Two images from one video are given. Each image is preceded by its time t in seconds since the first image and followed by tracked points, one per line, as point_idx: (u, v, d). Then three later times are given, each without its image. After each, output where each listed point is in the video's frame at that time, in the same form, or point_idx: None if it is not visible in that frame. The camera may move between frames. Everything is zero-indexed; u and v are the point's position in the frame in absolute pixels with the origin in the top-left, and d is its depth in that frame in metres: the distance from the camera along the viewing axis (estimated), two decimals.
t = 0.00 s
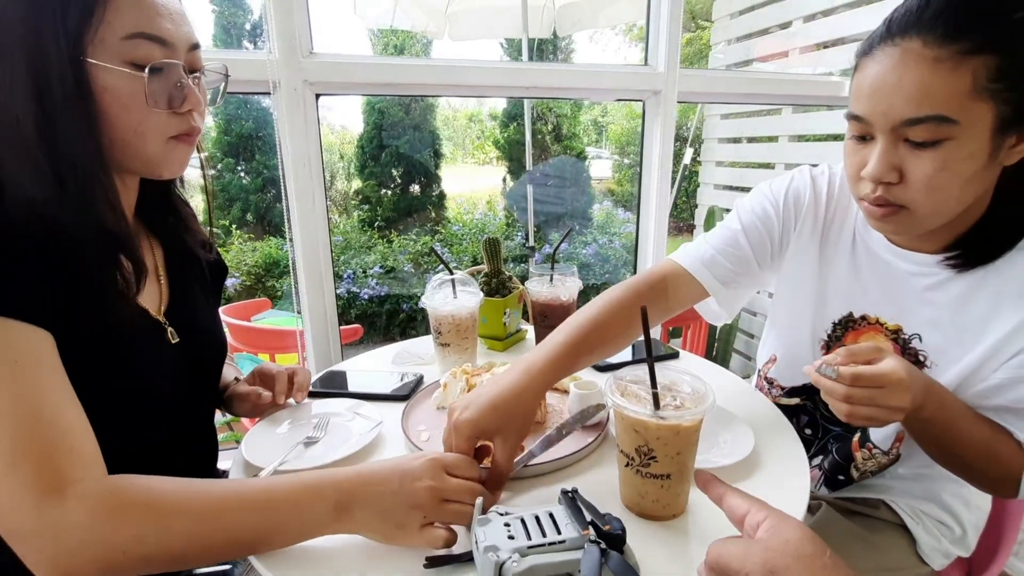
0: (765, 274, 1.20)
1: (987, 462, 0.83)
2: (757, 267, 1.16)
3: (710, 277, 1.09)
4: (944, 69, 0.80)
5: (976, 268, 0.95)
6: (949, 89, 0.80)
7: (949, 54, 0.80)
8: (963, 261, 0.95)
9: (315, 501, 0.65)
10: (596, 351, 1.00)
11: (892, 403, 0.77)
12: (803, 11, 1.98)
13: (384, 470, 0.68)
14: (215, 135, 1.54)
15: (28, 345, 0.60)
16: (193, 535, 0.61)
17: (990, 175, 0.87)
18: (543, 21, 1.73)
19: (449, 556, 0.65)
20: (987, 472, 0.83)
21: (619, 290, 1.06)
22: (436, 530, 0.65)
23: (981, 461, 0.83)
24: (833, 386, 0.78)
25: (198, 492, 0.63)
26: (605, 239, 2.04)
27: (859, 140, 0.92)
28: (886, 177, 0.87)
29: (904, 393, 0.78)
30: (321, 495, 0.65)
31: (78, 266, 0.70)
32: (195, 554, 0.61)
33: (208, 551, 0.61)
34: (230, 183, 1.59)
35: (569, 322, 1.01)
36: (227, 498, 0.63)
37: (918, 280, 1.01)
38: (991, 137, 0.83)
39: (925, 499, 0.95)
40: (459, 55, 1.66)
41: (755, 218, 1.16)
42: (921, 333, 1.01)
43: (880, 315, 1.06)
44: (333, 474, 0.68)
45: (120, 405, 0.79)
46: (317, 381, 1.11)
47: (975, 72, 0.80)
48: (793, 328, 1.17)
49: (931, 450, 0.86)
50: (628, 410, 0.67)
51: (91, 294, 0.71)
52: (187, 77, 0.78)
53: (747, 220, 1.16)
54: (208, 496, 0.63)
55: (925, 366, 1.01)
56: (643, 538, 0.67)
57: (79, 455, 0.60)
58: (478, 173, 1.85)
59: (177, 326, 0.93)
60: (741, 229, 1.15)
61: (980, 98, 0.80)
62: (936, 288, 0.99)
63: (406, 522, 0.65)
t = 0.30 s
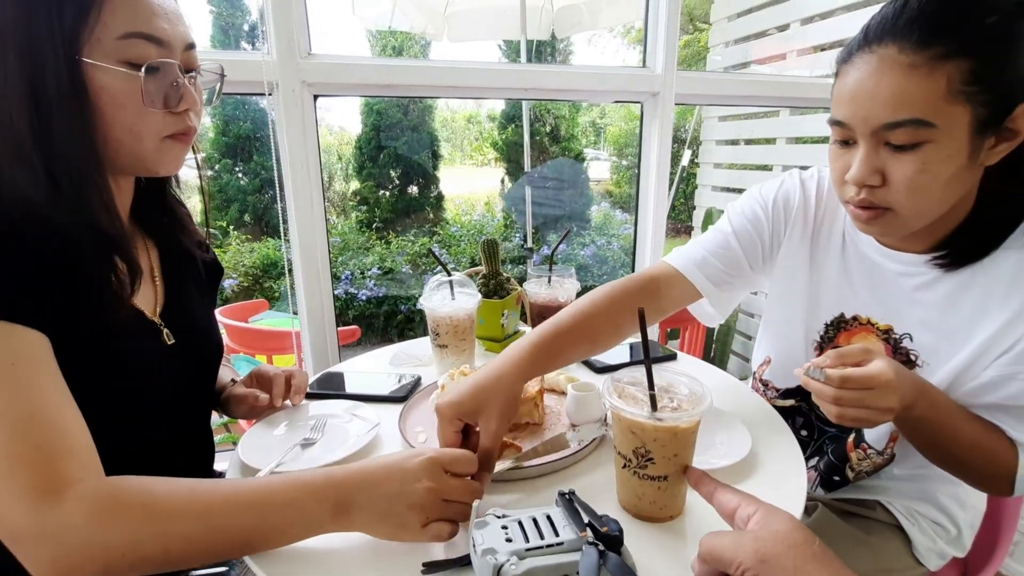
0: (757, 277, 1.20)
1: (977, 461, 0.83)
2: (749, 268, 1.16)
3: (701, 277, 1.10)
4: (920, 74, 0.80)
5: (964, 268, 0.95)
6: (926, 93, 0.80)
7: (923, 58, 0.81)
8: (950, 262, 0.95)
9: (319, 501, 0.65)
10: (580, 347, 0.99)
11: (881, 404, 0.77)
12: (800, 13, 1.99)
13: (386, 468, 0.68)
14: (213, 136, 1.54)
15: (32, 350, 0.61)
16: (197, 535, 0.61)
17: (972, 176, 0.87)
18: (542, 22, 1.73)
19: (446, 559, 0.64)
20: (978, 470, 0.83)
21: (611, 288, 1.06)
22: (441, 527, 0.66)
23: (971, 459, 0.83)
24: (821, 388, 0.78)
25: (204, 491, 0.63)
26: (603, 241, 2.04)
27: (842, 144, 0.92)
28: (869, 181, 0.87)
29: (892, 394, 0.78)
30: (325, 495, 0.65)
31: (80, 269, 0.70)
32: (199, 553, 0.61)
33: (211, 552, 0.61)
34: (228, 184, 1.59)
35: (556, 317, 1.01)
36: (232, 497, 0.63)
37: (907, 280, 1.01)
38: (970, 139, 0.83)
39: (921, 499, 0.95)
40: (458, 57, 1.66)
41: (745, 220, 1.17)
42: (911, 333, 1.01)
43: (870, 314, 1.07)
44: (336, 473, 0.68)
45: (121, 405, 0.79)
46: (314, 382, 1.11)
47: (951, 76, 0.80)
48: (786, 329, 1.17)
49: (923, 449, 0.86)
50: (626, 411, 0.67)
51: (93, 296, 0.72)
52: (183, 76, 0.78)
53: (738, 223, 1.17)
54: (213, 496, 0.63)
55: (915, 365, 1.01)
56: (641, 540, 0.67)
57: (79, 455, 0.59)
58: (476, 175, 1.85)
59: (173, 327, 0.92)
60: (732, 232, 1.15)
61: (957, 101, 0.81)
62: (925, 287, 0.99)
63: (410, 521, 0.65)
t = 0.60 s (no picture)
0: (750, 273, 1.21)
1: (966, 457, 0.83)
2: (742, 265, 1.18)
3: (693, 267, 1.12)
4: (902, 72, 0.81)
5: (952, 264, 0.95)
6: (909, 92, 0.81)
7: (905, 57, 0.82)
8: (939, 258, 0.96)
9: (305, 476, 0.65)
10: (564, 329, 1.03)
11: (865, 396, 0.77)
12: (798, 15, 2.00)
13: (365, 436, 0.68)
14: (211, 136, 1.53)
15: (27, 353, 0.61)
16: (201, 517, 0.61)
17: (955, 173, 0.88)
18: (541, 23, 1.73)
19: (444, 558, 0.64)
20: (966, 466, 0.84)
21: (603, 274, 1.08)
22: (427, 484, 0.67)
23: (958, 455, 0.83)
24: (809, 380, 0.78)
25: (198, 478, 0.64)
26: (601, 241, 2.04)
27: (829, 142, 0.92)
28: (855, 177, 0.87)
29: (877, 387, 0.78)
30: (312, 471, 0.66)
31: (81, 270, 0.70)
32: (203, 534, 0.61)
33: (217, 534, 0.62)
34: (226, 184, 1.59)
35: (540, 295, 1.03)
36: (227, 481, 0.64)
37: (896, 276, 1.02)
38: (951, 136, 0.84)
39: (917, 499, 0.95)
40: (457, 58, 1.67)
41: (737, 216, 1.19)
42: (902, 328, 1.01)
43: (861, 312, 1.06)
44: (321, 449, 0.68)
45: (126, 402, 0.80)
46: (312, 382, 1.11)
47: (932, 74, 0.81)
48: (780, 328, 1.17)
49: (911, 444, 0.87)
50: (623, 411, 0.67)
51: (91, 301, 0.72)
52: (180, 75, 0.78)
53: (730, 218, 1.19)
54: (207, 481, 0.63)
55: (907, 362, 1.01)
56: (638, 540, 0.67)
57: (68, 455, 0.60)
58: (474, 176, 1.85)
59: (169, 328, 0.92)
60: (724, 228, 1.17)
61: (938, 99, 0.81)
62: (915, 283, 1.00)
63: (395, 483, 0.66)
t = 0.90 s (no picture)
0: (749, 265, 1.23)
1: (959, 449, 0.82)
2: (739, 256, 1.20)
3: (688, 250, 1.15)
4: (889, 64, 0.82)
5: (947, 256, 0.95)
6: (897, 83, 0.82)
7: (893, 48, 0.82)
8: (934, 250, 0.95)
9: (279, 431, 0.67)
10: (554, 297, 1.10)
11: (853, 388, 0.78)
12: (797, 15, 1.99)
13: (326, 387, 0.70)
14: (209, 135, 1.53)
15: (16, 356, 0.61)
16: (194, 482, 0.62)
17: (943, 166, 0.88)
18: (540, 23, 1.73)
19: (441, 557, 0.64)
20: (958, 458, 0.83)
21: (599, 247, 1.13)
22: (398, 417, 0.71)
23: (951, 448, 0.83)
24: (797, 372, 0.80)
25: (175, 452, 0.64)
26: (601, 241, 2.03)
27: (820, 134, 0.93)
28: (844, 168, 0.88)
29: (866, 377, 0.78)
30: (284, 426, 0.67)
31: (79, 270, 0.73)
32: (202, 498, 0.63)
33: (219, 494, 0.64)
34: (224, 183, 1.58)
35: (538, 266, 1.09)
36: (207, 445, 0.65)
37: (890, 269, 1.01)
38: (938, 126, 0.84)
39: (915, 498, 0.94)
40: (457, 57, 1.66)
41: (733, 207, 1.21)
42: (899, 321, 1.00)
43: (858, 305, 1.06)
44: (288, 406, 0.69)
45: (127, 402, 0.81)
46: (308, 381, 1.10)
47: (917, 66, 0.81)
48: (778, 325, 1.17)
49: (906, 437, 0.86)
50: (621, 409, 0.67)
51: (84, 303, 0.74)
52: (166, 67, 0.77)
53: (727, 209, 1.22)
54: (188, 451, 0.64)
55: (903, 354, 1.00)
56: (637, 539, 0.67)
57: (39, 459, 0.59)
58: (473, 176, 1.84)
59: (163, 327, 0.91)
60: (721, 217, 1.20)
61: (925, 90, 0.82)
62: (909, 276, 0.99)
63: (366, 423, 0.70)
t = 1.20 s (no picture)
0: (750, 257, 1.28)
1: (920, 433, 0.80)
2: (740, 247, 1.26)
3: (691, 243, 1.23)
4: (871, 57, 0.84)
5: (940, 242, 0.94)
6: (879, 73, 0.84)
7: (876, 41, 0.84)
8: (927, 236, 0.95)
9: (242, 419, 0.67)
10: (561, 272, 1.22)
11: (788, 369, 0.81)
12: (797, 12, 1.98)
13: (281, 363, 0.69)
14: (208, 135, 1.52)
15: (11, 365, 0.62)
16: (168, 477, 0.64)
17: (930, 152, 0.89)
18: (540, 22, 1.71)
19: (438, 558, 0.63)
20: (932, 450, 0.80)
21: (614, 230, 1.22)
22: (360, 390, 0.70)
23: (922, 440, 0.80)
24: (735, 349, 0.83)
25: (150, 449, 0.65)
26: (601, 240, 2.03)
27: (811, 127, 0.96)
28: (834, 157, 0.90)
29: (813, 361, 0.79)
30: (250, 414, 0.67)
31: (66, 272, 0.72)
32: (180, 490, 0.65)
33: (199, 483, 0.66)
34: (224, 182, 1.58)
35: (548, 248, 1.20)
36: (175, 439, 0.66)
37: (883, 257, 1.02)
38: (923, 115, 0.85)
39: (914, 496, 0.93)
40: (456, 57, 1.66)
41: (735, 204, 1.26)
42: (893, 307, 0.99)
43: (854, 292, 1.06)
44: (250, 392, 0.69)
45: (128, 399, 0.81)
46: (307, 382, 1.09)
47: (899, 58, 0.83)
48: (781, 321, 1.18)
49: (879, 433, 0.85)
50: (620, 409, 0.67)
51: (79, 306, 0.75)
52: (152, 58, 0.77)
53: (727, 204, 1.27)
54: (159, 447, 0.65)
55: (896, 339, 0.98)
56: (635, 540, 0.66)
57: (20, 466, 0.60)
58: (473, 175, 1.84)
59: (159, 325, 0.91)
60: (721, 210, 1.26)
61: (907, 81, 0.84)
62: (901, 262, 0.99)
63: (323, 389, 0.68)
